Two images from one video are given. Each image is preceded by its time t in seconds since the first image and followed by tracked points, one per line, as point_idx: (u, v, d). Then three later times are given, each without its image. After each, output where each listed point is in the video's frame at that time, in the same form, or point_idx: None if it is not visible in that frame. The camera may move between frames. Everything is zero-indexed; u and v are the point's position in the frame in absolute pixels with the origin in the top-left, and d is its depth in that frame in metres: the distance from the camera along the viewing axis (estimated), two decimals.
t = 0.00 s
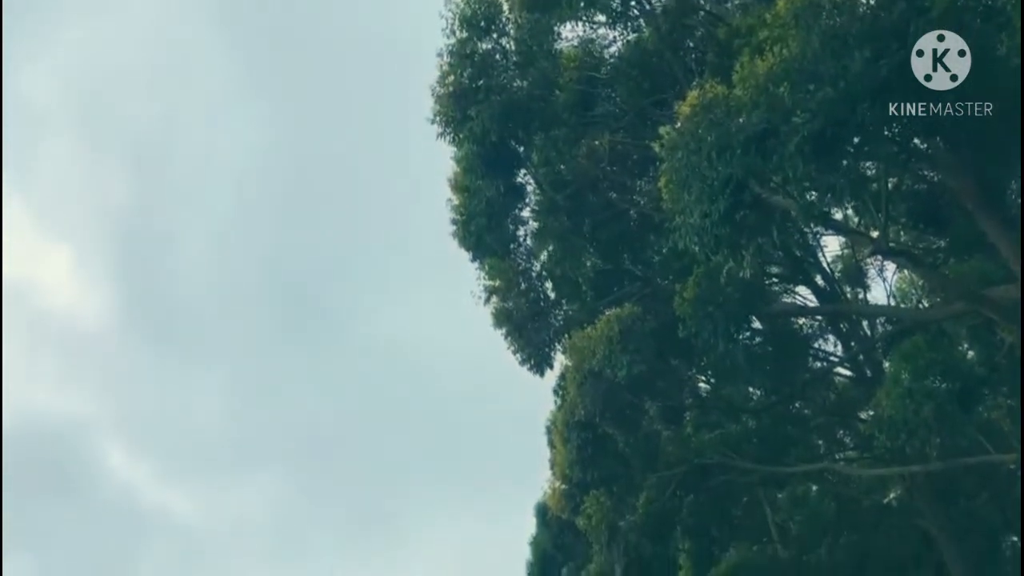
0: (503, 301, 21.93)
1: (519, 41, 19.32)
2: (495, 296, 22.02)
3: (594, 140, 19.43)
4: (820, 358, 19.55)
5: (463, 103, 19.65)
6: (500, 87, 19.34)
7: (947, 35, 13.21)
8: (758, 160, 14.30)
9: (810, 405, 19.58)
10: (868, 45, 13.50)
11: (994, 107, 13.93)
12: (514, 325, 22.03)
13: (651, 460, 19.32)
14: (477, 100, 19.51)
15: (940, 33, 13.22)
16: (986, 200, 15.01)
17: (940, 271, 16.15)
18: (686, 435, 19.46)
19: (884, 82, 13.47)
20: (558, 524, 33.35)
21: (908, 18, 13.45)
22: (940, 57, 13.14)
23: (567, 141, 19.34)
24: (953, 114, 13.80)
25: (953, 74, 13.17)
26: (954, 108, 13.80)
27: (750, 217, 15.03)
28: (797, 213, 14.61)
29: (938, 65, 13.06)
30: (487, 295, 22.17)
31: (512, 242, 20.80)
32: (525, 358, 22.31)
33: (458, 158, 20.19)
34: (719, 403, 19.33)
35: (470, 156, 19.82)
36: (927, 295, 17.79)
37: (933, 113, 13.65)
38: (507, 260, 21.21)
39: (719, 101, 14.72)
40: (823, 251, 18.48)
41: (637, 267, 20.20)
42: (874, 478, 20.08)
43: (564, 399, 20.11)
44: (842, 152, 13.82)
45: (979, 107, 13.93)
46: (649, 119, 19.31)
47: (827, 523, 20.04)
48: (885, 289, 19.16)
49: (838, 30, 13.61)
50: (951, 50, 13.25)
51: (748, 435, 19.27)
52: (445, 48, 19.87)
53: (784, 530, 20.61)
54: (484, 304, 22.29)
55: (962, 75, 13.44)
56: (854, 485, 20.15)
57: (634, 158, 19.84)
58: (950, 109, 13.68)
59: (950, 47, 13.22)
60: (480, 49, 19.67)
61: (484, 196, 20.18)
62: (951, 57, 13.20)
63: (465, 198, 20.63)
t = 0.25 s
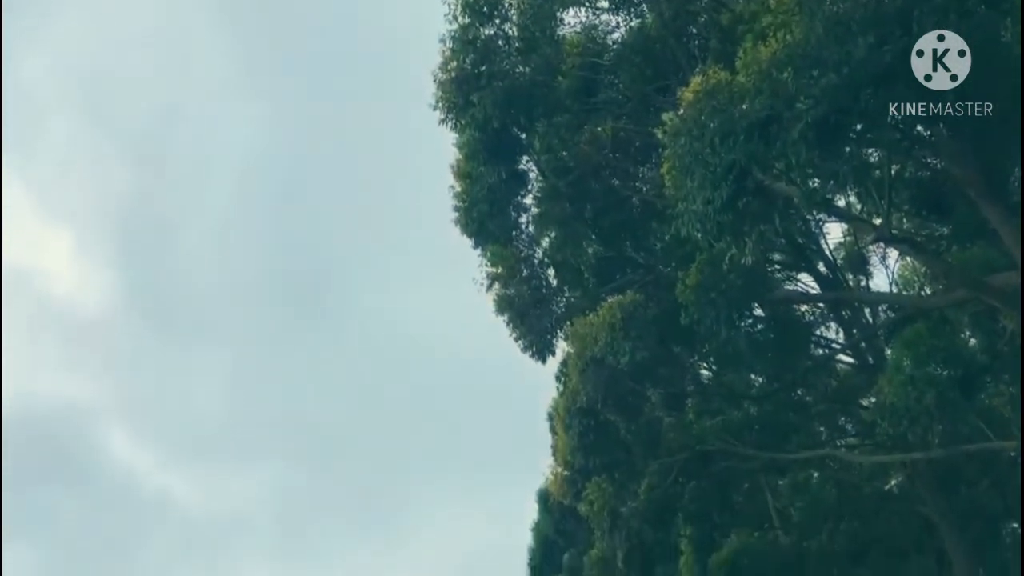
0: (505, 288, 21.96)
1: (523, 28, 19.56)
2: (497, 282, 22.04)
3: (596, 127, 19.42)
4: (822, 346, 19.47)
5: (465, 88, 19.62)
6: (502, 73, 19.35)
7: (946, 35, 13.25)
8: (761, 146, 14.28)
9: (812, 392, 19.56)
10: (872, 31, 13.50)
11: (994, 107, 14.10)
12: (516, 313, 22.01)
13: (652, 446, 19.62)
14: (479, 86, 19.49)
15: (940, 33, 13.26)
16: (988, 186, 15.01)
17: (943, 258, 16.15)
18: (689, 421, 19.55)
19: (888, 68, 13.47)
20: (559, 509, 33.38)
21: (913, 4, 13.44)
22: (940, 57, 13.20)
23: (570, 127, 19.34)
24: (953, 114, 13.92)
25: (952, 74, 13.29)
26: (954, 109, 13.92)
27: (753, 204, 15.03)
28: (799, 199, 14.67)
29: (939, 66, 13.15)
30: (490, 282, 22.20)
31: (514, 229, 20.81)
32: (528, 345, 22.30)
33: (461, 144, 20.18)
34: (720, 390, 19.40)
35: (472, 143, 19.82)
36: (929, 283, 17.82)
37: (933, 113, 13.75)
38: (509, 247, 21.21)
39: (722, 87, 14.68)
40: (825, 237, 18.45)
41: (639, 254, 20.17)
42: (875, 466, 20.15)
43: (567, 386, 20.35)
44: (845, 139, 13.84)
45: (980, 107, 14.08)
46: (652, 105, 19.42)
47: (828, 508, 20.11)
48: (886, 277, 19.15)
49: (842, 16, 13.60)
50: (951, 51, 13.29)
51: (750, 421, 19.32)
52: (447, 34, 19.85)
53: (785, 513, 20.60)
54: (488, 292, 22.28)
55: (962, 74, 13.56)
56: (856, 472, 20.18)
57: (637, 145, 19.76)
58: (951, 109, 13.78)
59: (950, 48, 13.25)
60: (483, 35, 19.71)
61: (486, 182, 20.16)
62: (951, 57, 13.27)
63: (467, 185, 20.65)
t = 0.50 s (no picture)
0: (506, 275, 21.90)
1: (526, 13, 19.62)
2: (499, 270, 21.95)
3: (599, 113, 19.43)
4: (825, 334, 19.45)
5: (467, 74, 19.64)
6: (505, 58, 19.43)
7: (946, 35, 13.35)
8: (764, 133, 14.26)
9: (813, 380, 19.67)
10: (876, 18, 13.45)
11: (994, 107, 14.37)
12: (518, 300, 21.97)
13: (654, 434, 19.40)
14: (481, 71, 19.55)
15: (940, 33, 13.34)
16: (992, 175, 15.03)
17: (946, 246, 16.11)
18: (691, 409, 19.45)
19: (892, 55, 13.43)
20: (560, 494, 33.41)
21: None
22: (939, 57, 13.33)
23: (572, 114, 19.36)
24: (954, 114, 14.05)
25: (953, 74, 13.44)
26: (955, 109, 14.06)
27: (756, 191, 15.02)
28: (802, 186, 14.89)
29: (939, 66, 13.26)
30: (492, 269, 22.12)
31: (516, 216, 20.91)
32: (530, 333, 22.27)
33: (463, 130, 20.19)
34: (722, 377, 19.34)
35: (474, 129, 19.85)
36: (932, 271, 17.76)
37: (933, 113, 13.90)
38: (511, 234, 21.21)
39: (725, 74, 14.65)
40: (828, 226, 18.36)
41: (642, 241, 20.16)
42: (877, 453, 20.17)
43: (569, 372, 20.16)
44: (848, 127, 13.81)
45: (979, 108, 14.27)
46: (655, 92, 19.38)
47: (829, 497, 20.20)
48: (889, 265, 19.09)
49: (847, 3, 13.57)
50: (951, 50, 13.39)
51: (751, 409, 19.52)
52: (450, 20, 19.84)
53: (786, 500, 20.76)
54: (489, 279, 22.30)
55: (962, 74, 13.67)
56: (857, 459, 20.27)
57: (640, 132, 19.71)
58: (951, 110, 13.97)
59: (950, 48, 13.36)
60: (486, 21, 19.74)
61: (488, 169, 20.11)
62: (951, 57, 13.40)
63: (469, 171, 20.67)
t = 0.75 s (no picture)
0: (509, 259, 21.95)
1: None
2: (501, 253, 22.07)
3: (603, 96, 19.35)
4: (826, 319, 19.44)
5: (470, 57, 19.68)
6: (508, 41, 19.41)
7: (946, 35, 13.46)
8: (767, 118, 14.23)
9: (814, 365, 19.78)
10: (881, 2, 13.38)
11: (994, 107, 14.44)
12: (519, 284, 22.03)
13: (655, 419, 19.39)
14: (484, 54, 19.54)
15: (940, 33, 13.44)
16: (996, 161, 15.10)
17: (948, 232, 16.07)
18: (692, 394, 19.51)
19: (896, 39, 13.39)
20: (561, 477, 33.45)
21: None
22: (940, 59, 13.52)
23: (576, 97, 19.31)
24: (954, 113, 14.21)
25: (952, 74, 13.65)
26: (955, 109, 14.22)
27: (759, 174, 14.99)
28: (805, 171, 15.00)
29: (939, 65, 13.45)
30: (494, 253, 22.20)
31: (519, 199, 20.73)
32: (531, 318, 22.26)
33: (466, 113, 20.11)
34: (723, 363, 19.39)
35: (477, 112, 19.83)
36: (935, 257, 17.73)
37: (933, 112, 14.08)
38: (513, 217, 21.16)
39: (729, 58, 14.62)
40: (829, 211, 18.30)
41: (644, 227, 20.14)
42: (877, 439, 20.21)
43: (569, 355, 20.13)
44: (852, 111, 13.79)
45: (979, 107, 14.37)
46: (659, 77, 19.31)
47: (829, 482, 20.28)
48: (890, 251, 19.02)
49: None
50: (951, 51, 13.55)
51: (751, 394, 19.69)
52: (453, 2, 19.83)
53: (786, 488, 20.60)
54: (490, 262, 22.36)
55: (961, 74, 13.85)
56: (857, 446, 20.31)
57: (643, 116, 19.60)
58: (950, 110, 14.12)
59: (950, 48, 13.51)
60: (489, 4, 19.77)
61: (491, 152, 20.06)
62: (951, 57, 13.57)
63: (471, 156, 20.57)
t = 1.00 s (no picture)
0: (510, 246, 21.95)
1: None
2: (502, 239, 22.05)
3: (605, 80, 19.36)
4: (827, 306, 19.60)
5: (471, 42, 19.42)
6: (512, 25, 19.07)
7: (946, 35, 13.55)
8: (770, 103, 14.25)
9: (816, 353, 19.69)
10: None
11: (994, 107, 14.76)
12: (521, 270, 22.07)
13: (655, 405, 19.45)
14: (486, 38, 19.24)
15: (941, 33, 13.51)
16: (999, 149, 15.03)
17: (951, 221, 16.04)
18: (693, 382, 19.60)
19: (900, 26, 13.29)
20: (562, 462, 33.50)
21: None
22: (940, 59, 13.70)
23: (578, 82, 19.25)
24: (954, 114, 14.67)
25: (952, 74, 13.89)
26: (956, 109, 14.65)
27: (762, 160, 15.00)
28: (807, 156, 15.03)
29: (939, 66, 13.72)
30: (495, 239, 22.21)
31: (520, 186, 20.78)
32: (533, 304, 22.33)
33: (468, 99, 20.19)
34: (725, 350, 19.68)
35: (480, 97, 19.70)
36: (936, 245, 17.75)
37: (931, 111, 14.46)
38: (514, 203, 21.16)
39: (732, 42, 14.56)
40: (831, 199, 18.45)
41: (646, 213, 20.23)
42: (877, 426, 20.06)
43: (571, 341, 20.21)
44: (856, 98, 13.85)
45: (979, 107, 14.73)
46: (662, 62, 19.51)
47: (829, 469, 20.21)
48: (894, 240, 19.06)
49: None
50: (951, 50, 13.70)
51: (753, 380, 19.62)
52: None
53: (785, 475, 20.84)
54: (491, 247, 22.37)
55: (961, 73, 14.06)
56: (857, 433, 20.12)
57: (645, 102, 19.65)
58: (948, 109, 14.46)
59: (950, 48, 13.66)
60: None
61: (493, 138, 20.13)
62: (951, 56, 13.74)
63: (475, 141, 20.64)
